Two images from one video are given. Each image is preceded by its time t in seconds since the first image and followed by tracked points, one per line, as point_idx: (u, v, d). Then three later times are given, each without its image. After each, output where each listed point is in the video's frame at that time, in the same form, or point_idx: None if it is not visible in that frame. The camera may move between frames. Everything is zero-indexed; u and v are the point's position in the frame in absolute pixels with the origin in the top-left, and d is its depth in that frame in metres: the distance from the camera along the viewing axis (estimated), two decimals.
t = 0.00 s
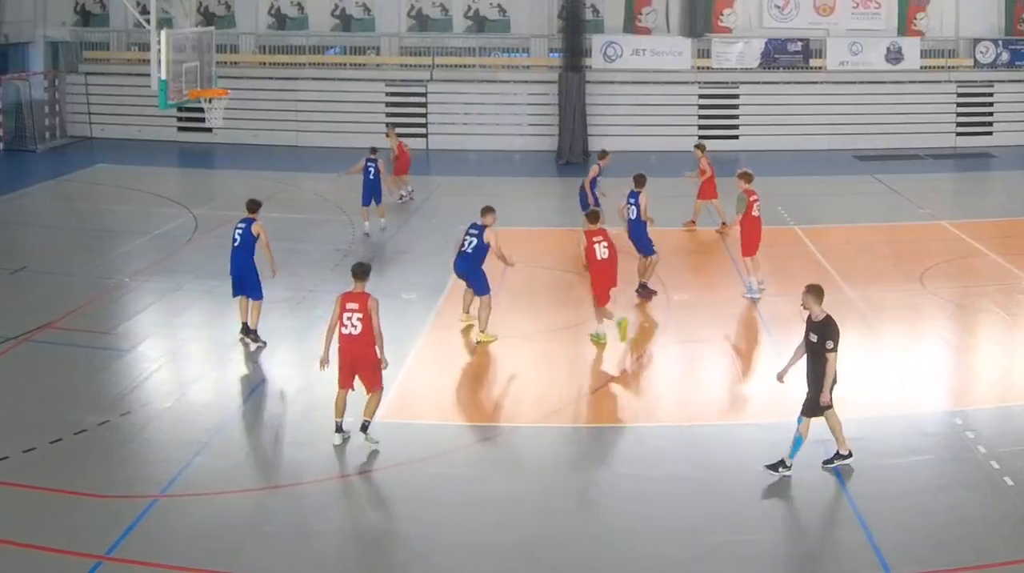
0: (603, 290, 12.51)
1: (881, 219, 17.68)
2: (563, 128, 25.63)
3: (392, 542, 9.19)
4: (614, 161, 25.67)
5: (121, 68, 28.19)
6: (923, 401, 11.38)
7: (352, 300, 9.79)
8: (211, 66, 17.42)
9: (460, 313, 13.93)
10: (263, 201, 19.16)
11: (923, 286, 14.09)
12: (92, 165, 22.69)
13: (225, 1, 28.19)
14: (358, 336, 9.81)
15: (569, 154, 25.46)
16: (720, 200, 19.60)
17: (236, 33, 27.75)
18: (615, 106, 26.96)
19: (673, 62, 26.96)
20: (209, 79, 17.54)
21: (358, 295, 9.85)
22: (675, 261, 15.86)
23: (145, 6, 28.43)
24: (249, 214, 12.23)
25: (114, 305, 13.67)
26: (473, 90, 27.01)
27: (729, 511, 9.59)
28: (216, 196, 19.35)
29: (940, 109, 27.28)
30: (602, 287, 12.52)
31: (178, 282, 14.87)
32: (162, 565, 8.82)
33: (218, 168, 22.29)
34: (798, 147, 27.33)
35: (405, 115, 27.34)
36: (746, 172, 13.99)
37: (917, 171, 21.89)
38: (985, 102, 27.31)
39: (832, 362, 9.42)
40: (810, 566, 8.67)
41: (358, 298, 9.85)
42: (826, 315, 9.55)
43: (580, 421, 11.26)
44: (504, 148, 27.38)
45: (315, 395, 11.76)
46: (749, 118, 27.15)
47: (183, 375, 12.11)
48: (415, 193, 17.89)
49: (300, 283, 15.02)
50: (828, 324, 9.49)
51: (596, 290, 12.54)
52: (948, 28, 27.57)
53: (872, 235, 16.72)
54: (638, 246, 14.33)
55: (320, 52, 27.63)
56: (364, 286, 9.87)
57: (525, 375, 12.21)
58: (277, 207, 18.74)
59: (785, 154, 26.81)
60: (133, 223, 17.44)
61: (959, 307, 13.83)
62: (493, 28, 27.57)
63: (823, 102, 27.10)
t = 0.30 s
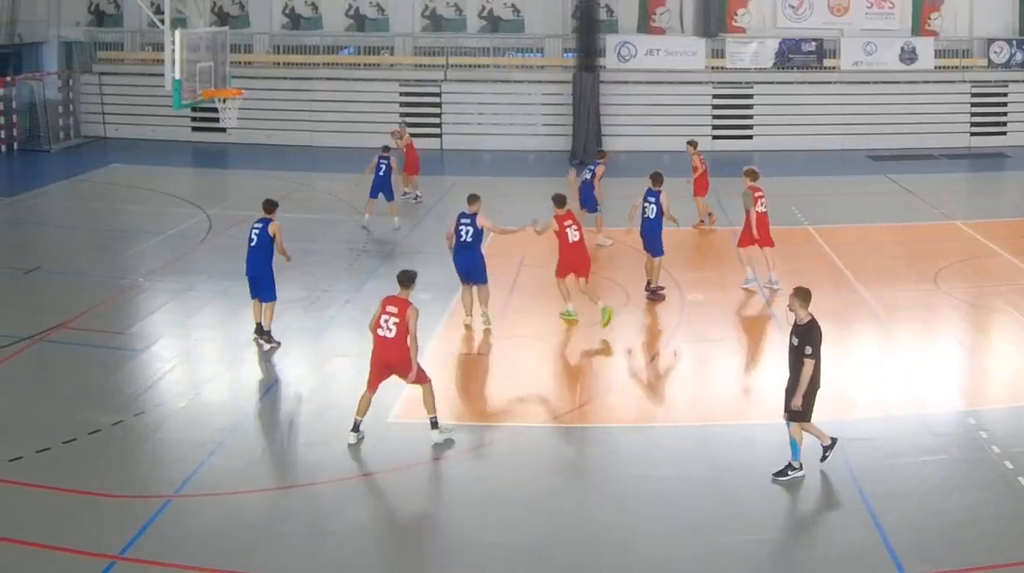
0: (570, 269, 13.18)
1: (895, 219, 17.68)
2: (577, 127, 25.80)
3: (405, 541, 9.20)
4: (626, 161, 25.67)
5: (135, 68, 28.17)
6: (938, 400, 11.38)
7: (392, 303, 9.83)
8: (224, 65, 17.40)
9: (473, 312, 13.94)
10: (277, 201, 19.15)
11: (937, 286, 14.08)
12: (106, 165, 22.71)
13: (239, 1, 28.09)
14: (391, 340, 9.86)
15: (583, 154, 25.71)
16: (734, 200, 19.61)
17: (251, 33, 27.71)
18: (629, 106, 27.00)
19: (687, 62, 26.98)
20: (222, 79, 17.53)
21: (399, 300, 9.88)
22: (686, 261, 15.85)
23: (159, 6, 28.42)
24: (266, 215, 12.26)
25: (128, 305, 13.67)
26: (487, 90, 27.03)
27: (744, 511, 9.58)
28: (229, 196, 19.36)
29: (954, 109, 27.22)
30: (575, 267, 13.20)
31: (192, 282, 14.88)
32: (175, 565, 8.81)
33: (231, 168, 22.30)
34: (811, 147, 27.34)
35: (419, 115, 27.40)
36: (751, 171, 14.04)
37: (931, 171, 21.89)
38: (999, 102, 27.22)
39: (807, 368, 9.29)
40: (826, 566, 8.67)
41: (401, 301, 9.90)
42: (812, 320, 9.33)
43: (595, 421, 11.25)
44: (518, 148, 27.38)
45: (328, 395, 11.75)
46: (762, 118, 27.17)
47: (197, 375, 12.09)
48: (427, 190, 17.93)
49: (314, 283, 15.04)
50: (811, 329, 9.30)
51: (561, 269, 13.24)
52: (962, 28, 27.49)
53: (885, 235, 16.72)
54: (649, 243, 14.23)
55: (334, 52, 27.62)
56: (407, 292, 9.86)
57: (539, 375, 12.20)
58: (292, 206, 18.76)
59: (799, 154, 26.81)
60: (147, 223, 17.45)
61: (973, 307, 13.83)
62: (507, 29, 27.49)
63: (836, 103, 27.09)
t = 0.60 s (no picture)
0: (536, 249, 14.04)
1: (907, 219, 17.69)
2: (591, 121, 26.07)
3: (418, 541, 9.19)
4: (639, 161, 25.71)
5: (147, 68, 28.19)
6: (951, 401, 11.38)
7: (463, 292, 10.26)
8: (236, 66, 17.38)
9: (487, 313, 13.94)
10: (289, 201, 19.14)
11: (950, 286, 14.08)
12: (118, 165, 22.73)
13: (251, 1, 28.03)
14: (467, 326, 10.22)
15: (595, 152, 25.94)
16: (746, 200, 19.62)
17: (263, 33, 27.72)
18: (641, 106, 27.01)
19: (699, 62, 26.93)
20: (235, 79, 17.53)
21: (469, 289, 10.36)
22: (697, 261, 15.84)
23: (171, 6, 28.43)
24: (278, 215, 12.21)
25: (140, 305, 13.67)
26: (500, 90, 27.00)
27: (757, 511, 9.59)
28: (242, 196, 19.36)
29: (966, 109, 27.20)
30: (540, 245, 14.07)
31: (206, 282, 14.88)
32: (188, 565, 8.80)
33: (244, 168, 22.30)
34: (824, 147, 27.35)
35: (432, 115, 27.40)
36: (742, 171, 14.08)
37: (945, 171, 21.91)
38: (1012, 102, 27.20)
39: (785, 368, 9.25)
40: (839, 566, 8.67)
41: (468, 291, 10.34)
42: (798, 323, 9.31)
43: (608, 421, 11.25)
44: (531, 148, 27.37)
45: (341, 396, 11.75)
46: (775, 118, 27.18)
47: (210, 375, 12.09)
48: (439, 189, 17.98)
49: (328, 283, 15.05)
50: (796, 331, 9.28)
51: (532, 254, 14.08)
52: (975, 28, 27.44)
53: (897, 235, 16.73)
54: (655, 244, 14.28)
55: (347, 52, 27.62)
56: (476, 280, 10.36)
57: (551, 375, 12.21)
58: (306, 206, 18.78)
59: (811, 154, 26.82)
60: (160, 223, 17.46)
61: (986, 307, 13.83)
62: (519, 28, 27.43)
63: (849, 102, 27.07)
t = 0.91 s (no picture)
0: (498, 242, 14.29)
1: (920, 219, 17.69)
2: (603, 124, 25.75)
3: (428, 541, 9.20)
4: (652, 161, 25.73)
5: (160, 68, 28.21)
6: (963, 400, 11.39)
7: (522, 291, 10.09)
8: (248, 66, 17.38)
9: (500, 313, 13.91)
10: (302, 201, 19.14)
11: (962, 286, 14.09)
12: (131, 165, 22.75)
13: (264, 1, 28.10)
14: (525, 326, 10.12)
15: (607, 154, 25.50)
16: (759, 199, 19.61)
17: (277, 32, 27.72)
18: (654, 106, 27.00)
19: (713, 63, 26.96)
20: (247, 79, 17.53)
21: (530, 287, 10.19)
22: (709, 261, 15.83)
23: (184, 6, 28.45)
24: (293, 215, 12.25)
25: (153, 305, 13.67)
26: (513, 90, 26.98)
27: (770, 511, 9.59)
28: (254, 196, 19.36)
29: (979, 109, 27.14)
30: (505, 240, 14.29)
31: (219, 282, 14.89)
32: (200, 565, 8.80)
33: (257, 168, 22.31)
34: (836, 147, 27.33)
35: (444, 115, 27.40)
36: (742, 167, 14.22)
37: (958, 171, 21.91)
38: None
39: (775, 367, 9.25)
40: (852, 566, 8.66)
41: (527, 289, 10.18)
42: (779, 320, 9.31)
43: (621, 422, 11.25)
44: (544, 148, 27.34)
45: (352, 396, 11.74)
46: (787, 118, 27.16)
47: (221, 375, 12.09)
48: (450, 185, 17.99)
49: (341, 283, 15.05)
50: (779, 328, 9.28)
51: (487, 236, 14.62)
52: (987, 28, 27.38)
53: (909, 234, 16.73)
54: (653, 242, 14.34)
55: (360, 53, 27.60)
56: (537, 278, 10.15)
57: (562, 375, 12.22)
58: (319, 206, 18.79)
59: (823, 154, 26.81)
60: (173, 223, 17.46)
61: (998, 307, 13.84)
62: (532, 28, 27.44)
63: (862, 102, 27.03)
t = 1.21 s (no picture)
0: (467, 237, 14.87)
1: (934, 219, 17.68)
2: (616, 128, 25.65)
3: (443, 541, 9.20)
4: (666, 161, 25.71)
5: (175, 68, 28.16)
6: (978, 401, 11.38)
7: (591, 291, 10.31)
8: (264, 66, 17.42)
9: (514, 313, 13.90)
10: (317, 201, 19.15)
11: (976, 286, 14.08)
12: (145, 165, 22.78)
13: (278, 1, 28.15)
14: (601, 320, 10.29)
15: (621, 154, 25.51)
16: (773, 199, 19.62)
17: (290, 33, 27.80)
18: (668, 106, 26.99)
19: (726, 63, 26.94)
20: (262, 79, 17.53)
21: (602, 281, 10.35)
22: (721, 261, 15.81)
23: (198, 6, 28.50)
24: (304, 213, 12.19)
25: (167, 305, 13.67)
26: (528, 90, 26.94)
27: (784, 510, 9.59)
28: (269, 196, 19.37)
29: (994, 109, 27.04)
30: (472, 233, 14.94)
31: (233, 282, 14.90)
32: (213, 565, 8.79)
33: (270, 168, 22.33)
34: (851, 147, 27.26)
35: (459, 115, 27.37)
36: (744, 165, 14.41)
37: (973, 171, 21.89)
38: None
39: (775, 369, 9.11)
40: (867, 566, 8.67)
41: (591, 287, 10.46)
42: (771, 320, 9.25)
43: (636, 422, 11.24)
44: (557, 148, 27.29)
45: (366, 396, 11.74)
46: (802, 119, 27.10)
47: (235, 375, 12.09)
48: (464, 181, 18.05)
49: (356, 283, 15.07)
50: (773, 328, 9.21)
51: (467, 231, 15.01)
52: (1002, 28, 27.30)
53: (922, 235, 16.73)
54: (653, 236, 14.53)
55: (373, 53, 27.66)
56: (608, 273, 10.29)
57: (575, 374, 12.21)
58: (334, 206, 18.82)
59: (838, 154, 26.77)
60: (188, 222, 17.47)
61: (1012, 308, 13.84)
62: (546, 29, 27.49)
63: (875, 102, 26.98)
